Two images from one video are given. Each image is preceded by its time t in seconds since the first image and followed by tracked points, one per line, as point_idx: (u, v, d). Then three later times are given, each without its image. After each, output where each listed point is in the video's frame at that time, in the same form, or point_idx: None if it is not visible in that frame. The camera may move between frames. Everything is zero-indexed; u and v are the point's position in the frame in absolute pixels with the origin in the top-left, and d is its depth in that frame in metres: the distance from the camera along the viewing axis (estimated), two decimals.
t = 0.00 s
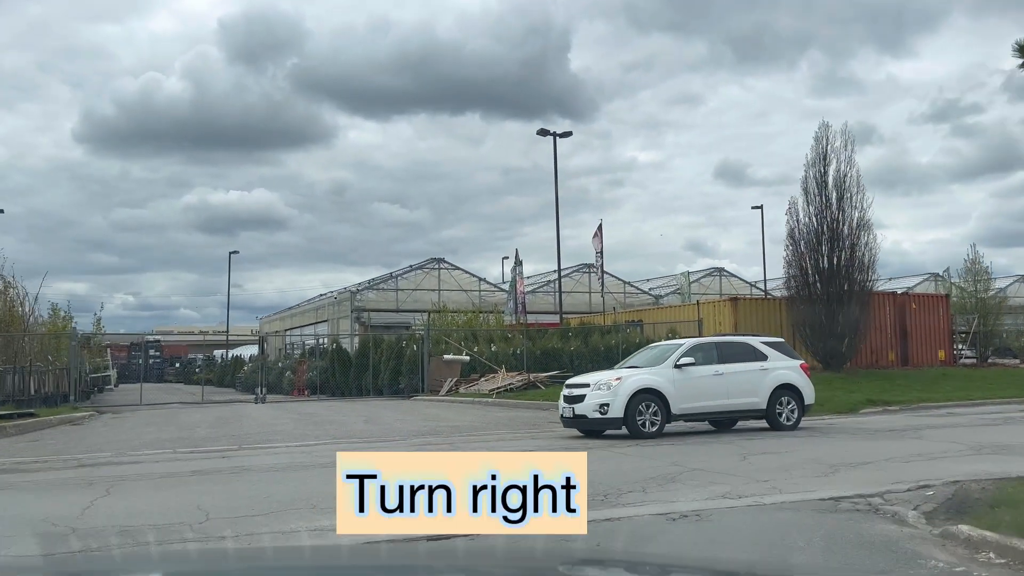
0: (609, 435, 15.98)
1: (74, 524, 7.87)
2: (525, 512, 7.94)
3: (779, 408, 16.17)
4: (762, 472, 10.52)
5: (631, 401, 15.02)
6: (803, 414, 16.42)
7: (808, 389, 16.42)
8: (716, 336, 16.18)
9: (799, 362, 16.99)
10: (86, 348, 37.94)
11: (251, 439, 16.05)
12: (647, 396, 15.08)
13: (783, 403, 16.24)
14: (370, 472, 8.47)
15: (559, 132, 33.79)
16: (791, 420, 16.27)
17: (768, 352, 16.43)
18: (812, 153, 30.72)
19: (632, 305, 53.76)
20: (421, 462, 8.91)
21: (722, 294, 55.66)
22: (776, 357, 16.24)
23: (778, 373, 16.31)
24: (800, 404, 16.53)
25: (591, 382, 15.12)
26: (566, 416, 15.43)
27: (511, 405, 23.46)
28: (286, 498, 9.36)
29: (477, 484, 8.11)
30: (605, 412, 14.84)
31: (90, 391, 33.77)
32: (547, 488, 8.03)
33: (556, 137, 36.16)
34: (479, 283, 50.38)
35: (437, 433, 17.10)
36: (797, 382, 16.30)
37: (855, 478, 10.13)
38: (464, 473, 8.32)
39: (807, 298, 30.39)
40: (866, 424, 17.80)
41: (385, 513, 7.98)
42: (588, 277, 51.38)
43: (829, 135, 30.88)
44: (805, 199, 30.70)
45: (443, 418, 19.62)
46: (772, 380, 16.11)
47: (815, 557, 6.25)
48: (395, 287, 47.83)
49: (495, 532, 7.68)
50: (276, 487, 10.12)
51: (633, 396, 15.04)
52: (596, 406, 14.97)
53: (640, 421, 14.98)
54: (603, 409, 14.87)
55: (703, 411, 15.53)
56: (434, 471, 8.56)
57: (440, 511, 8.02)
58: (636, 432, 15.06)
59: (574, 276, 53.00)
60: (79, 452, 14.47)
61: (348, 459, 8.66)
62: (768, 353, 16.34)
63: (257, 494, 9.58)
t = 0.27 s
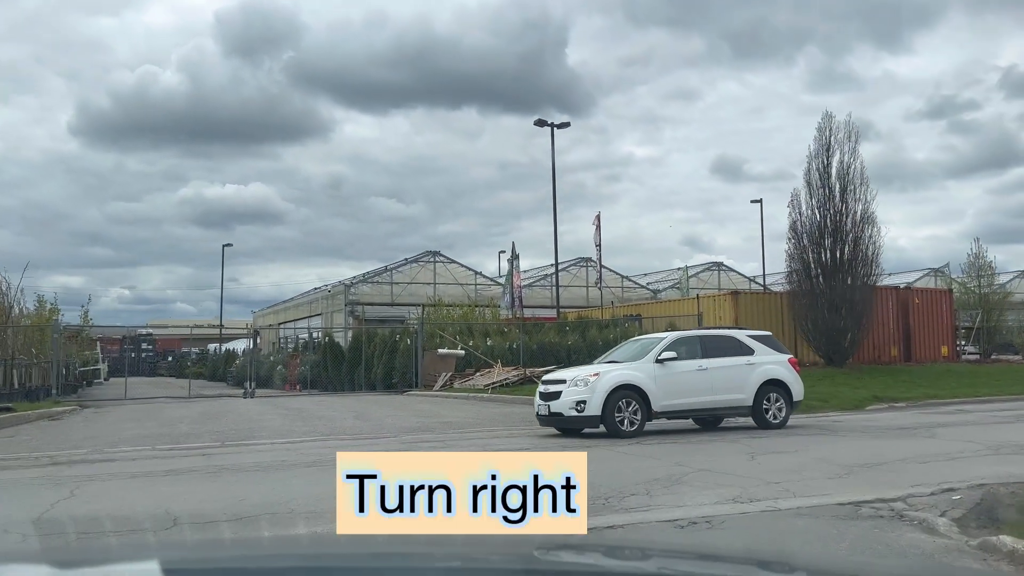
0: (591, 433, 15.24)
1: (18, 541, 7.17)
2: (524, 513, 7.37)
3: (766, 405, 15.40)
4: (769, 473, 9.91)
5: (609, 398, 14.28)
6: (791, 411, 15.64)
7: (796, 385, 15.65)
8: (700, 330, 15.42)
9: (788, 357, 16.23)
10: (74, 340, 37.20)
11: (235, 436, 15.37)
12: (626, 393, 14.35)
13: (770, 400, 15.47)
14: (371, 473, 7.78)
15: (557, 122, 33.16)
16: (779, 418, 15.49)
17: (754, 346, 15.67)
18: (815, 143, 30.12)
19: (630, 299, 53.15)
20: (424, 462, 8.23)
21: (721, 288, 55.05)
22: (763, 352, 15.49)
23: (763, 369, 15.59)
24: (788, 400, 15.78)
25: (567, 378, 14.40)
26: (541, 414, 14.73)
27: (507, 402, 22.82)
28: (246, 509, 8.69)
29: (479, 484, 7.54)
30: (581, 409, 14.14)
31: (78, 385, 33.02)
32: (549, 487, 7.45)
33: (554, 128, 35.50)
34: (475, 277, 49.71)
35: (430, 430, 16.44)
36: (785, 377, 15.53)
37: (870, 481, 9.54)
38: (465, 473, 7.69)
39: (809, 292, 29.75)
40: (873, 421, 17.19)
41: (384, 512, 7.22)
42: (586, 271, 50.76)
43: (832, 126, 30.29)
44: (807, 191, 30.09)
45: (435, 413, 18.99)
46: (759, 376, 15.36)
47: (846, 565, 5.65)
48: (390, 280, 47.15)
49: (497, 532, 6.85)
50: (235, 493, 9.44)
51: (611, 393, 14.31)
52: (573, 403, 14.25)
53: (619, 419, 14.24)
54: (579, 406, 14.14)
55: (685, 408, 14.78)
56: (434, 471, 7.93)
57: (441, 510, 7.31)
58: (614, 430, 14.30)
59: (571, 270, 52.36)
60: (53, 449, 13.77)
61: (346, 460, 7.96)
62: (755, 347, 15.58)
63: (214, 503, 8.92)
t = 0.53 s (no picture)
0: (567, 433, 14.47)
1: None
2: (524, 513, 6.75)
3: (746, 404, 14.62)
4: (776, 476, 9.27)
5: (578, 397, 13.36)
6: (772, 411, 14.87)
7: (779, 382, 14.86)
8: (678, 323, 14.58)
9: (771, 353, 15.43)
10: (57, 333, 36.37)
11: (213, 433, 14.67)
12: (597, 391, 13.44)
13: (750, 399, 14.69)
14: (371, 472, 7.06)
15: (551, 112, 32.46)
16: (759, 417, 14.73)
17: (735, 341, 14.84)
18: (815, 134, 29.52)
19: (624, 294, 52.53)
20: (425, 460, 7.51)
21: (716, 284, 54.48)
22: (743, 347, 14.67)
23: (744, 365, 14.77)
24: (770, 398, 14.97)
25: (534, 374, 13.48)
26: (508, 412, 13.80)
27: (498, 398, 22.14)
28: (197, 518, 7.92)
29: (479, 484, 6.92)
30: (548, 408, 13.22)
31: (60, 379, 32.20)
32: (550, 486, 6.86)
33: (547, 118, 34.80)
34: (468, 271, 48.97)
35: (417, 427, 15.75)
36: (767, 375, 14.73)
37: (884, 485, 8.91)
38: (465, 472, 7.07)
39: (808, 287, 29.17)
40: (876, 421, 16.56)
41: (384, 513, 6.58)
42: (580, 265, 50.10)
43: (832, 116, 29.68)
44: (807, 184, 29.51)
45: (422, 410, 18.30)
46: (739, 373, 14.54)
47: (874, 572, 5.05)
48: (380, 274, 46.40)
49: (499, 531, 6.21)
50: (188, 501, 8.66)
51: (580, 390, 13.38)
52: (540, 401, 13.33)
53: (587, 418, 13.29)
54: (546, 404, 13.22)
55: (661, 406, 13.93)
56: (434, 471, 7.18)
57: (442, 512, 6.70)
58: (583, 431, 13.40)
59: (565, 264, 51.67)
60: (18, 446, 13.03)
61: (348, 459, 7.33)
62: (735, 343, 14.74)
63: (160, 513, 8.15)
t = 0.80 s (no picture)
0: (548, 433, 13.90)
1: None
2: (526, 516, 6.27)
3: (726, 403, 13.96)
4: (781, 480, 8.81)
5: (548, 396, 12.74)
6: (754, 410, 14.20)
7: (760, 380, 14.19)
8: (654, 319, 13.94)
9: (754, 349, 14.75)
10: (40, 328, 35.68)
11: (191, 432, 14.11)
12: (571, 390, 12.86)
13: (730, 398, 14.02)
14: (371, 472, 6.63)
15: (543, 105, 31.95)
16: (740, 416, 14.07)
17: (715, 338, 14.18)
18: (811, 129, 29.09)
19: (616, 291, 52.08)
20: (423, 460, 7.03)
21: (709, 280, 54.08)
22: (722, 344, 14.01)
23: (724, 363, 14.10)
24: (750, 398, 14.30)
25: (503, 372, 12.80)
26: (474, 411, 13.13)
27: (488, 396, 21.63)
28: (163, 527, 7.37)
29: (480, 484, 6.46)
30: (518, 407, 12.58)
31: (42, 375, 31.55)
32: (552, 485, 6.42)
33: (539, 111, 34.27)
34: (459, 267, 48.43)
35: (403, 426, 15.22)
36: (747, 372, 14.06)
37: (893, 489, 8.45)
38: (466, 472, 6.60)
39: (805, 284, 28.76)
40: (876, 420, 16.10)
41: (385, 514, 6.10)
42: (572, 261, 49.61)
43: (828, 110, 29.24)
44: (803, 179, 29.07)
45: (409, 408, 17.77)
46: (718, 371, 13.87)
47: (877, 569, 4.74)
48: (370, 269, 45.81)
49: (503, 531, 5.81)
50: (152, 508, 8.10)
51: (550, 389, 12.77)
52: (509, 400, 12.67)
53: (558, 418, 12.71)
54: (515, 404, 12.56)
55: (635, 406, 13.28)
56: (433, 470, 6.70)
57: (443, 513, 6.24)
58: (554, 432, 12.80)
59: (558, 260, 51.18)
60: None
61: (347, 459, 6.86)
62: (715, 339, 14.08)
63: (117, 521, 7.57)
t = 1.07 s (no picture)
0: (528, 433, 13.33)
1: None
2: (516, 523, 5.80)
3: (700, 402, 13.39)
4: (781, 484, 8.36)
5: (509, 396, 12.13)
6: (729, 410, 13.64)
7: (736, 380, 13.64)
8: (627, 314, 13.38)
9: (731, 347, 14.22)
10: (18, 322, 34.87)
11: (163, 430, 13.51)
12: (534, 389, 12.24)
13: (704, 397, 13.47)
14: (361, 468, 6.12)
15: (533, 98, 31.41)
16: (715, 417, 13.49)
17: (689, 334, 13.64)
18: (804, 124, 28.68)
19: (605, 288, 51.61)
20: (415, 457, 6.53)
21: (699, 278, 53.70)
22: (696, 341, 13.47)
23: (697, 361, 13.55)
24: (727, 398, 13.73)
25: (463, 370, 12.15)
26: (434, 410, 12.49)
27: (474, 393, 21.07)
28: (111, 536, 6.76)
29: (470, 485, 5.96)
30: (477, 407, 11.96)
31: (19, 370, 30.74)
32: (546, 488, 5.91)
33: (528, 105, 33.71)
34: (446, 262, 47.84)
35: (384, 425, 14.65)
36: (722, 371, 13.51)
37: (900, 494, 8.02)
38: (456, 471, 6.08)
39: (797, 281, 28.36)
40: (872, 420, 15.66)
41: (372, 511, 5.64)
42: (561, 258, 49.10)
43: (821, 105, 28.84)
44: (795, 174, 28.65)
45: (392, 406, 17.19)
46: (692, 368, 13.32)
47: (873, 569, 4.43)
48: (356, 264, 45.15)
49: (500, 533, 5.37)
50: (100, 514, 7.48)
51: (513, 388, 12.15)
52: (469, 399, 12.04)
53: (521, 418, 12.12)
54: (475, 403, 11.92)
55: (604, 405, 12.71)
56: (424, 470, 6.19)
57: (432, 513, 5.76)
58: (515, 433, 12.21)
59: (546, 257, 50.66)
60: None
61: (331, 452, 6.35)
62: (689, 335, 13.54)
63: (61, 527, 6.96)
